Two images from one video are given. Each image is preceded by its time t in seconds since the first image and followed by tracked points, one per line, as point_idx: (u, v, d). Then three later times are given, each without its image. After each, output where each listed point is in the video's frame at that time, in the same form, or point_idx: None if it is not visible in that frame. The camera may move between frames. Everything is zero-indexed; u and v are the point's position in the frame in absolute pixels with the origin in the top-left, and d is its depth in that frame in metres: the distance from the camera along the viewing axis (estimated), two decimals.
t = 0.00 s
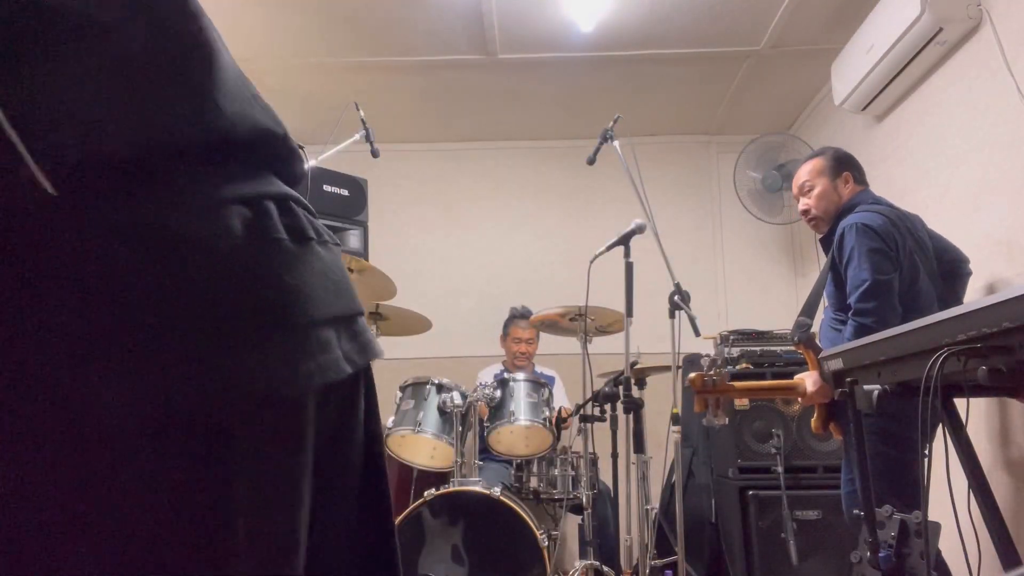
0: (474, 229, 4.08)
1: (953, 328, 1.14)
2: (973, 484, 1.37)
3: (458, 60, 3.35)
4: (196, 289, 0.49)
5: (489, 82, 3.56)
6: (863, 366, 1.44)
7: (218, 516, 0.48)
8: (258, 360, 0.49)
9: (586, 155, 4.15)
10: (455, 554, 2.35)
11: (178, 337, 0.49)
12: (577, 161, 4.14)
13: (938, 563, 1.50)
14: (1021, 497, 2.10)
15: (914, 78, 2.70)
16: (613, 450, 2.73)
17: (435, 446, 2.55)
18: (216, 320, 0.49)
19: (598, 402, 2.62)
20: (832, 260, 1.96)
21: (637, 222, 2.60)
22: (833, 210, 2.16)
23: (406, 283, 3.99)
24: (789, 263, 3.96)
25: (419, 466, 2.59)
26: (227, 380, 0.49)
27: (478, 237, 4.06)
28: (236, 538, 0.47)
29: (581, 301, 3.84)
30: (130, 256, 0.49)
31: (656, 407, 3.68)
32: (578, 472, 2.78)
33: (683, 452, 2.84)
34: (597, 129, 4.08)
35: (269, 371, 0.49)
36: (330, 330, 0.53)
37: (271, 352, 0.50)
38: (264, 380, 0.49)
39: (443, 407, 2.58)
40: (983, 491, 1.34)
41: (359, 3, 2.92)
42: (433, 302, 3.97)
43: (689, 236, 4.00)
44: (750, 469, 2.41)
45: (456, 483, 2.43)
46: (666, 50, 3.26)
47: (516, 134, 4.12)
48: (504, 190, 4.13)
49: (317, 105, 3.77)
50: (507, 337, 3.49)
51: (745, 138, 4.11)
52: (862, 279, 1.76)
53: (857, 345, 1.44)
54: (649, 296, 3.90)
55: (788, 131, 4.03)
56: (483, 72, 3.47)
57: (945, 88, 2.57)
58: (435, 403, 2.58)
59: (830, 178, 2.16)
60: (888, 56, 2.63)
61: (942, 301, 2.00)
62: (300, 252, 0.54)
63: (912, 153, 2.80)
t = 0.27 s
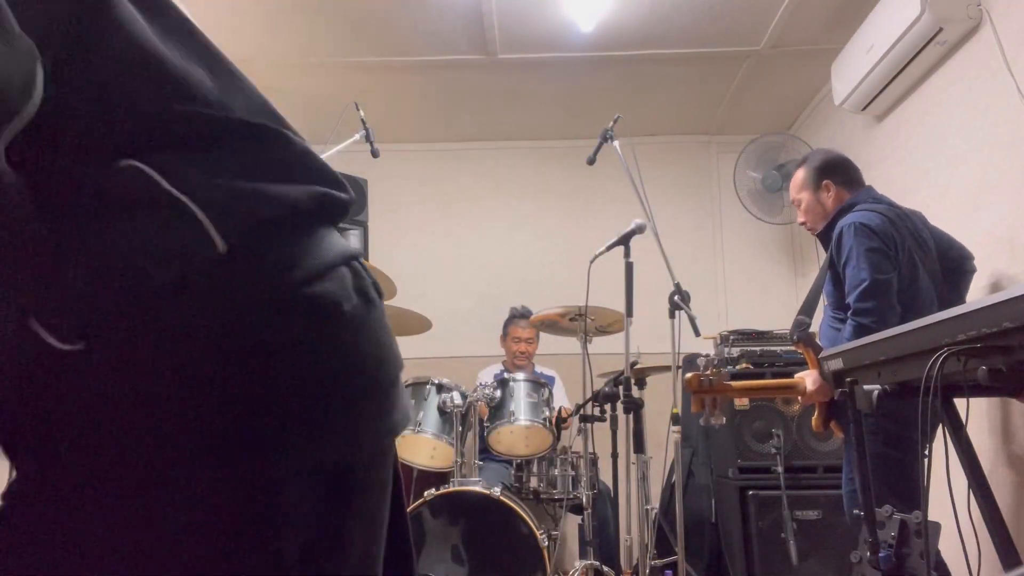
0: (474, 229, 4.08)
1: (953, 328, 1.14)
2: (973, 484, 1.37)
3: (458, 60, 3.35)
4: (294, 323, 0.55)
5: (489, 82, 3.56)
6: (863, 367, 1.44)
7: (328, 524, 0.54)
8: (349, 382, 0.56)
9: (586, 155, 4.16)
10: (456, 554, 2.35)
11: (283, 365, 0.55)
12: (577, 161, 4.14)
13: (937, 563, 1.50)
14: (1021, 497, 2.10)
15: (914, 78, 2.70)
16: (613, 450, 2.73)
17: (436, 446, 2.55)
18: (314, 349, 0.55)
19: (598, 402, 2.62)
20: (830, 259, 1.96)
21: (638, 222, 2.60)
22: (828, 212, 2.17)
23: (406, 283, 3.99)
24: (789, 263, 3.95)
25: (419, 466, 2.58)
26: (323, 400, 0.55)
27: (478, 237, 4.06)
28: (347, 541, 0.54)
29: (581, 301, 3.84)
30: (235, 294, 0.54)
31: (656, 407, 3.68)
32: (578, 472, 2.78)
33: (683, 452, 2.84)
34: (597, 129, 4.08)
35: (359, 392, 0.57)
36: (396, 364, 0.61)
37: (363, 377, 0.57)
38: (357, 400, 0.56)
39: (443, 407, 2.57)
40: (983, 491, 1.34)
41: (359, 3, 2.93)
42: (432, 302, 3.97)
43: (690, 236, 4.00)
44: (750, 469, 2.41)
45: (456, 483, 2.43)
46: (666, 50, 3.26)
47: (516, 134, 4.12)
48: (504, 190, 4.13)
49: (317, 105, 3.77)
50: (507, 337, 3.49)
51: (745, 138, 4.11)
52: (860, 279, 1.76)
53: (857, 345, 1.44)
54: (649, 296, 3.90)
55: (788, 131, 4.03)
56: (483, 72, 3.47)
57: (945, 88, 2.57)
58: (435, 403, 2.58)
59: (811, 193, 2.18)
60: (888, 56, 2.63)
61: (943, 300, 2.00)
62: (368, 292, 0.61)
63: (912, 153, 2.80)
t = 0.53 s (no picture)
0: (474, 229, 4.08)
1: (953, 328, 1.14)
2: (974, 484, 1.37)
3: (458, 60, 3.35)
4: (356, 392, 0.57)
5: (490, 82, 3.56)
6: (863, 367, 1.44)
7: None
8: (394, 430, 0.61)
9: (586, 155, 4.15)
10: (456, 554, 2.35)
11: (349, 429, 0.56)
12: (577, 161, 4.14)
13: (938, 564, 1.50)
14: (1021, 497, 2.10)
15: (914, 78, 2.70)
16: (614, 450, 2.73)
17: (435, 446, 2.55)
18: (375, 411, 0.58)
19: (598, 402, 2.62)
20: (830, 259, 1.96)
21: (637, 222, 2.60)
22: (828, 213, 2.17)
23: (406, 283, 3.99)
24: (789, 263, 3.95)
25: (419, 467, 2.57)
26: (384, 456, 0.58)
27: (478, 237, 4.06)
28: None
29: (581, 301, 3.84)
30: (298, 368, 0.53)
31: (656, 407, 3.68)
32: (578, 472, 2.78)
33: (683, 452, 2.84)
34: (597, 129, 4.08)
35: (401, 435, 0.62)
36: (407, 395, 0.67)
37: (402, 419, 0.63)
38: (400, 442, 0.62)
39: (443, 407, 2.57)
40: (984, 491, 1.34)
41: (359, 3, 2.93)
42: (433, 302, 3.97)
43: (690, 236, 4.00)
44: (750, 469, 2.41)
45: (456, 483, 2.43)
46: (666, 50, 3.27)
47: (516, 134, 4.12)
48: (504, 190, 4.13)
49: (317, 105, 3.77)
50: (507, 337, 3.50)
51: (745, 138, 4.11)
52: (860, 278, 1.76)
53: (857, 345, 1.44)
54: (649, 296, 3.90)
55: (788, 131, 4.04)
56: (483, 72, 3.47)
57: (944, 88, 2.57)
58: (435, 403, 2.58)
59: (809, 198, 2.18)
60: (888, 56, 2.63)
61: (944, 299, 1.99)
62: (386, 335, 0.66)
63: (912, 153, 2.79)
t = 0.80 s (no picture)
0: (474, 229, 4.08)
1: (953, 328, 1.14)
2: (973, 483, 1.36)
3: (458, 60, 3.35)
4: (394, 444, 0.62)
5: (490, 83, 3.56)
6: (863, 367, 1.44)
7: None
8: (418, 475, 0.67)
9: (586, 155, 4.15)
10: (456, 554, 2.35)
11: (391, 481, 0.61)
12: (577, 161, 4.15)
13: (937, 564, 1.50)
14: (1021, 497, 2.10)
15: (914, 78, 2.70)
16: (614, 450, 2.73)
17: (435, 447, 2.55)
18: (405, 462, 0.64)
19: (598, 402, 2.62)
20: (832, 259, 1.96)
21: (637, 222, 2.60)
22: (830, 214, 2.17)
23: (406, 282, 3.99)
24: (789, 262, 3.95)
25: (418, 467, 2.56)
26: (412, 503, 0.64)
27: (478, 237, 4.06)
28: None
29: (581, 301, 3.84)
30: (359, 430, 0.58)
31: (655, 407, 3.68)
32: (578, 472, 2.78)
33: (683, 452, 2.84)
34: (597, 130, 4.08)
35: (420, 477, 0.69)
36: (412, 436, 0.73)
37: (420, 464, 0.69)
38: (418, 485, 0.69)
39: (443, 407, 2.57)
40: (984, 491, 1.34)
41: (359, 3, 2.93)
42: (432, 301, 3.97)
43: (690, 236, 4.00)
44: (749, 469, 2.41)
45: (456, 483, 2.43)
46: (666, 50, 3.27)
47: (516, 134, 4.12)
48: (504, 190, 4.13)
49: (317, 105, 3.77)
50: (507, 337, 3.50)
51: (745, 138, 4.11)
52: (861, 279, 1.76)
53: (857, 345, 1.44)
54: (649, 295, 3.90)
55: (788, 131, 4.04)
56: (483, 72, 3.47)
57: (944, 88, 2.57)
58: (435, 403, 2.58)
59: (811, 199, 2.18)
60: (888, 56, 2.63)
61: (946, 300, 1.99)
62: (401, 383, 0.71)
63: (912, 153, 2.79)
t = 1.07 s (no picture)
0: (474, 229, 4.08)
1: (953, 328, 1.14)
2: (974, 483, 1.36)
3: (458, 60, 3.35)
4: (417, 455, 0.62)
5: (490, 83, 3.57)
6: (863, 367, 1.44)
7: None
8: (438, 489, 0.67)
9: (586, 155, 4.15)
10: (455, 555, 2.36)
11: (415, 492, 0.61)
12: (577, 161, 4.15)
13: (938, 564, 1.50)
14: (1021, 497, 2.10)
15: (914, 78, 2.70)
16: (614, 450, 2.73)
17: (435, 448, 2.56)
18: (427, 473, 0.64)
19: (598, 402, 2.62)
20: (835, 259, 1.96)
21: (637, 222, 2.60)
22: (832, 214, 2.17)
23: (406, 282, 3.99)
24: (789, 262, 3.95)
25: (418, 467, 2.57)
26: (435, 516, 0.64)
27: (478, 237, 4.06)
28: None
29: (581, 301, 3.84)
30: (383, 438, 0.58)
31: (656, 407, 3.68)
32: (578, 472, 2.78)
33: (683, 452, 2.84)
34: (597, 130, 4.08)
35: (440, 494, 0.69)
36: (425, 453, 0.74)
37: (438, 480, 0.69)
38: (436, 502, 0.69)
39: (443, 407, 2.57)
40: (984, 492, 1.34)
41: (359, 3, 2.93)
42: (432, 301, 3.97)
43: (690, 236, 4.00)
44: (749, 469, 2.41)
45: (455, 483, 2.43)
46: (666, 50, 3.27)
47: (516, 134, 4.12)
48: (504, 190, 4.13)
49: (317, 105, 3.77)
50: (507, 337, 3.50)
51: (745, 138, 4.11)
52: (864, 279, 1.76)
53: (857, 345, 1.44)
54: (649, 296, 3.90)
55: (788, 131, 4.04)
56: (483, 72, 3.47)
57: (944, 88, 2.57)
58: (435, 403, 2.58)
59: (813, 198, 2.18)
60: (888, 56, 2.63)
61: (948, 300, 1.99)
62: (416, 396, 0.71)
63: (912, 153, 2.79)
